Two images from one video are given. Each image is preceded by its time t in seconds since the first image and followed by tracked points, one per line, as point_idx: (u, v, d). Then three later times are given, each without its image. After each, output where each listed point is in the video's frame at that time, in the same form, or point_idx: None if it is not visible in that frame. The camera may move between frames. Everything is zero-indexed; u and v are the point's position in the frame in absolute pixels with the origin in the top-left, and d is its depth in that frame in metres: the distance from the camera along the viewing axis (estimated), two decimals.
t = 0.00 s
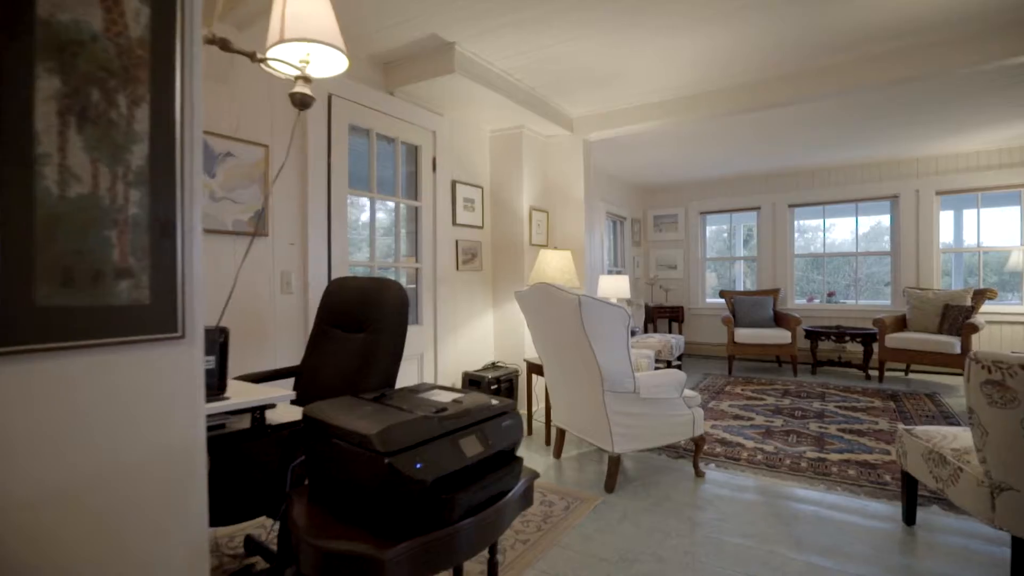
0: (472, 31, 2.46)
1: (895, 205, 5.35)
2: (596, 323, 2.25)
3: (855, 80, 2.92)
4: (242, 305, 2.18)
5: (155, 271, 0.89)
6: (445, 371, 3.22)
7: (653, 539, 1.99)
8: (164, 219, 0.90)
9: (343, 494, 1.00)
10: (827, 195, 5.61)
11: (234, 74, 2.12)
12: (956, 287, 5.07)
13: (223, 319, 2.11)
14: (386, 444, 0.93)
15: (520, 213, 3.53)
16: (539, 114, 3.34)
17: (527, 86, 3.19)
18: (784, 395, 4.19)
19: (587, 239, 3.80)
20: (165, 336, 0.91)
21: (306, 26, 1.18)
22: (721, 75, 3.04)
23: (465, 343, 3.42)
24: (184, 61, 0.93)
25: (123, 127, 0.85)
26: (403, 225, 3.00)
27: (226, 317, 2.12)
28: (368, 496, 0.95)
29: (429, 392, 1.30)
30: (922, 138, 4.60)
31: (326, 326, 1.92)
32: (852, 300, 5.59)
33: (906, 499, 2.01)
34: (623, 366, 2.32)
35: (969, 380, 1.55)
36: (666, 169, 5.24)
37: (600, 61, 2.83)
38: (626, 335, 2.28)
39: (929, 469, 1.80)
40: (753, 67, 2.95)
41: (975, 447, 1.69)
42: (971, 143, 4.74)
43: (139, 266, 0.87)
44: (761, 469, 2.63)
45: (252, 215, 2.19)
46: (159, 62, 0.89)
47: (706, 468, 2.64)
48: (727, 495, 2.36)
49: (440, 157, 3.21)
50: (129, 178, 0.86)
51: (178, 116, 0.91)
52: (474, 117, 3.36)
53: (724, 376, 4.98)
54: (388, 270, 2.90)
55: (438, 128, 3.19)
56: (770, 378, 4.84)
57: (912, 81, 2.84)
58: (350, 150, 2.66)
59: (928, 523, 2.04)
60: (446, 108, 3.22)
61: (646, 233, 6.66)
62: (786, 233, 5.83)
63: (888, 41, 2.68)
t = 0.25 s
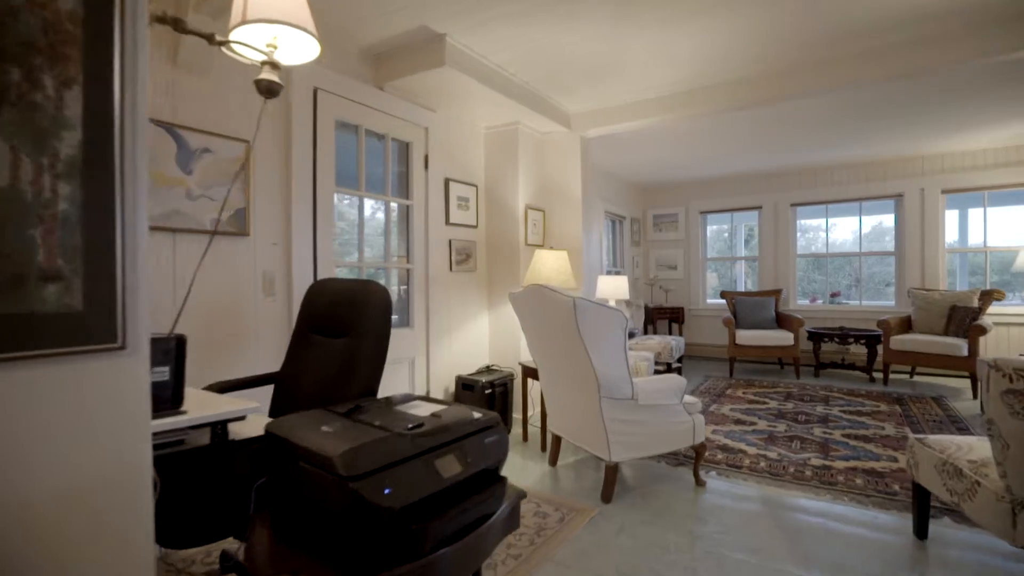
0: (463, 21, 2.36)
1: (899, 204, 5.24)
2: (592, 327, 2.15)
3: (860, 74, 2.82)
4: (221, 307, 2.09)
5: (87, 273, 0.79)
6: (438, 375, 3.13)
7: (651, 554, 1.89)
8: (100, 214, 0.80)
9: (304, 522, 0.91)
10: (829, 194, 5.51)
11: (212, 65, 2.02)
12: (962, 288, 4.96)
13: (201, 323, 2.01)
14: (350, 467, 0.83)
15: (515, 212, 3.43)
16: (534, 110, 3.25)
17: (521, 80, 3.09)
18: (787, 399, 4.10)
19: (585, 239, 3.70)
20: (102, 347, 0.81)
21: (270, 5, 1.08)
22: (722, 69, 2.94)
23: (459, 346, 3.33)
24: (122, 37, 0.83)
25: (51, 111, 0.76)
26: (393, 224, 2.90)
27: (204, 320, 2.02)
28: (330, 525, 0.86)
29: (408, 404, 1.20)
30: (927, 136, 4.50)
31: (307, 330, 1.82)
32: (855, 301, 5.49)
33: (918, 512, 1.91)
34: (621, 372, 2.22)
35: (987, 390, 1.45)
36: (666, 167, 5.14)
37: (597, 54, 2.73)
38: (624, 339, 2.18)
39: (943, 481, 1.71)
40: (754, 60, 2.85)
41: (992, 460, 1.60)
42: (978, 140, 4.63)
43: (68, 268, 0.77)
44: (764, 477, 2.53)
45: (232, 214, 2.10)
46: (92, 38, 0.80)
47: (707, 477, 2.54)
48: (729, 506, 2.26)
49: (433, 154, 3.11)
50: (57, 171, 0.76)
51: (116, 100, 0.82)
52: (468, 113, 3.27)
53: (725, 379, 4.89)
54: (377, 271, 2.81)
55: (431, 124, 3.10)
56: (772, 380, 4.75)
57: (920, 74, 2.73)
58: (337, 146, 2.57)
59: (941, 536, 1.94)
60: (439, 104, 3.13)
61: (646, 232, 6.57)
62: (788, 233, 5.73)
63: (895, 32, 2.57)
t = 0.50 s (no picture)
0: (451, 11, 2.27)
1: (903, 203, 5.14)
2: (586, 331, 2.05)
3: (866, 67, 2.71)
4: (197, 310, 1.98)
5: None
6: (429, 380, 3.03)
7: (648, 572, 1.79)
8: (10, 209, 0.70)
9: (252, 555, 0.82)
10: (832, 193, 5.40)
11: (186, 54, 1.93)
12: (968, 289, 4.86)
13: (175, 326, 1.91)
14: (300, 499, 0.74)
15: (509, 211, 3.34)
16: (528, 106, 3.15)
17: (515, 74, 2.99)
18: (789, 402, 3.99)
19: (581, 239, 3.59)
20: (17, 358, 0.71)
21: None
22: (722, 62, 2.84)
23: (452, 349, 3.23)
24: (39, 7, 0.73)
25: None
26: (382, 223, 2.80)
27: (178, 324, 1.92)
28: (277, 561, 0.77)
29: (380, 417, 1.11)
30: (932, 133, 4.39)
31: (283, 335, 1.72)
32: (858, 302, 5.39)
33: (930, 526, 1.81)
34: (616, 377, 2.12)
35: (1010, 397, 1.35)
36: (665, 166, 5.04)
37: (591, 47, 2.63)
38: (618, 342, 2.08)
39: (958, 496, 1.60)
40: (755, 53, 2.75)
41: (1012, 473, 1.49)
42: (984, 138, 4.53)
43: None
44: (768, 487, 2.43)
45: (210, 213, 2.00)
46: None
47: (707, 486, 2.44)
48: (730, 518, 2.16)
49: (423, 151, 3.01)
50: None
51: (30, 80, 0.72)
52: (460, 108, 3.17)
53: (726, 381, 4.79)
54: (365, 272, 2.71)
55: (421, 120, 3.00)
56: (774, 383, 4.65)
57: (927, 67, 2.63)
58: (322, 141, 2.47)
59: (954, 551, 1.84)
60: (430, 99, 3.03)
61: (645, 232, 6.46)
62: (790, 233, 5.62)
63: (902, 23, 2.47)
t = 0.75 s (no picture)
0: None
1: (908, 202, 5.03)
2: (577, 335, 1.94)
3: (871, 57, 2.59)
4: (166, 313, 1.88)
5: None
6: (417, 385, 2.93)
7: None
8: None
9: None
10: (834, 192, 5.29)
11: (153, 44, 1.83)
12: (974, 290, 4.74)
13: (140, 331, 1.81)
14: (219, 540, 0.64)
15: (501, 210, 3.23)
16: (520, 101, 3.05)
17: (506, 68, 2.89)
18: (791, 407, 3.88)
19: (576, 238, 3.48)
20: None
21: None
22: (720, 55, 2.73)
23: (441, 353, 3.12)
24: None
25: None
26: (367, 223, 2.70)
27: (145, 328, 1.82)
28: None
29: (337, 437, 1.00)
30: (937, 130, 4.28)
31: (251, 341, 1.62)
32: (861, 303, 5.28)
33: (942, 544, 1.70)
34: (608, 382, 2.01)
35: None
36: (664, 164, 4.94)
37: (584, 38, 2.52)
38: (610, 346, 1.97)
39: (974, 513, 1.49)
40: (754, 45, 2.64)
41: None
42: (990, 134, 4.41)
43: None
44: (769, 499, 2.31)
45: (179, 211, 1.89)
46: None
47: (705, 498, 2.33)
48: (729, 532, 2.05)
49: (411, 148, 2.91)
50: None
51: None
52: (450, 103, 3.06)
53: (726, 384, 4.68)
54: (349, 274, 2.60)
55: (409, 115, 2.90)
56: (775, 387, 4.54)
57: (934, 59, 2.51)
58: (302, 137, 2.36)
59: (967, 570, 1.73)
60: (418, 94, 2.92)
61: (644, 232, 6.35)
62: (791, 233, 5.51)
63: (908, 12, 2.35)
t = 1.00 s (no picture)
0: None
1: (912, 201, 4.91)
2: (564, 341, 1.83)
3: (875, 49, 2.47)
4: (127, 318, 1.77)
5: None
6: (403, 390, 2.81)
7: None
8: None
9: None
10: (836, 191, 5.17)
11: (111, 31, 1.72)
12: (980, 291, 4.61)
13: (99, 337, 1.70)
14: None
15: (491, 210, 3.12)
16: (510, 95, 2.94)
17: (494, 61, 2.79)
18: (792, 411, 3.77)
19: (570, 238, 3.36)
20: None
21: None
22: (717, 47, 2.62)
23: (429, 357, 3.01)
24: None
25: None
26: (349, 223, 2.58)
27: (103, 334, 1.71)
28: None
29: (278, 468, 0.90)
30: (942, 126, 4.16)
31: (211, 349, 1.50)
32: (864, 305, 5.16)
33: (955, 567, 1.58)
34: (598, 390, 1.89)
35: None
36: (662, 162, 4.82)
37: (574, 29, 2.41)
38: (600, 352, 1.86)
39: (991, 537, 1.37)
40: (752, 35, 2.52)
41: None
42: (997, 131, 4.29)
43: None
44: (769, 512, 2.20)
45: (141, 210, 1.78)
46: None
47: (701, 511, 2.22)
48: (727, 550, 1.93)
49: (396, 144, 2.80)
50: None
51: None
52: (437, 97, 2.95)
53: (725, 388, 4.57)
54: (330, 276, 2.49)
55: (394, 110, 2.79)
56: (776, 390, 4.42)
57: (942, 50, 2.39)
58: (278, 133, 2.25)
59: None
60: (403, 88, 2.82)
61: (642, 232, 6.24)
62: (792, 232, 5.40)
63: None
